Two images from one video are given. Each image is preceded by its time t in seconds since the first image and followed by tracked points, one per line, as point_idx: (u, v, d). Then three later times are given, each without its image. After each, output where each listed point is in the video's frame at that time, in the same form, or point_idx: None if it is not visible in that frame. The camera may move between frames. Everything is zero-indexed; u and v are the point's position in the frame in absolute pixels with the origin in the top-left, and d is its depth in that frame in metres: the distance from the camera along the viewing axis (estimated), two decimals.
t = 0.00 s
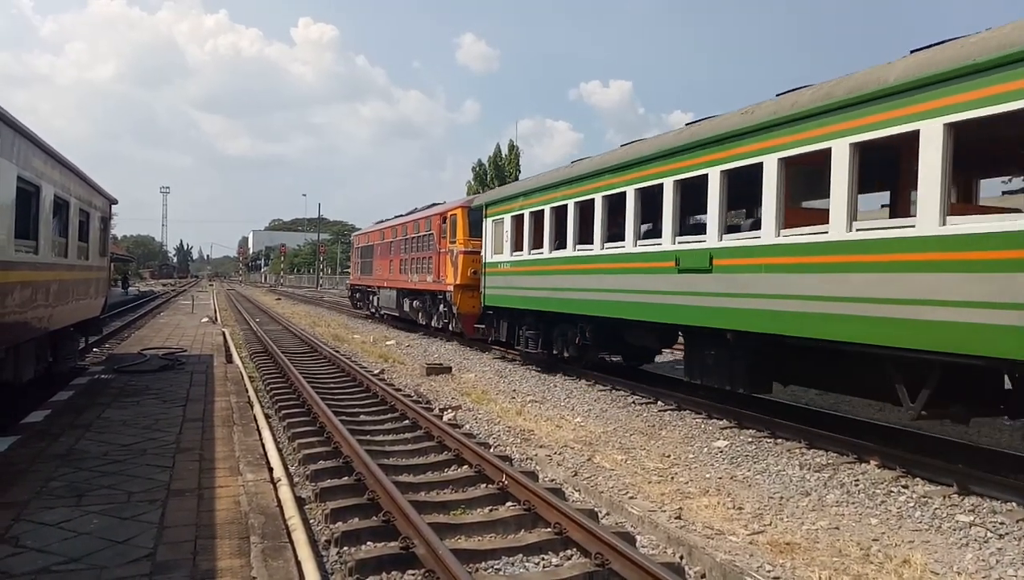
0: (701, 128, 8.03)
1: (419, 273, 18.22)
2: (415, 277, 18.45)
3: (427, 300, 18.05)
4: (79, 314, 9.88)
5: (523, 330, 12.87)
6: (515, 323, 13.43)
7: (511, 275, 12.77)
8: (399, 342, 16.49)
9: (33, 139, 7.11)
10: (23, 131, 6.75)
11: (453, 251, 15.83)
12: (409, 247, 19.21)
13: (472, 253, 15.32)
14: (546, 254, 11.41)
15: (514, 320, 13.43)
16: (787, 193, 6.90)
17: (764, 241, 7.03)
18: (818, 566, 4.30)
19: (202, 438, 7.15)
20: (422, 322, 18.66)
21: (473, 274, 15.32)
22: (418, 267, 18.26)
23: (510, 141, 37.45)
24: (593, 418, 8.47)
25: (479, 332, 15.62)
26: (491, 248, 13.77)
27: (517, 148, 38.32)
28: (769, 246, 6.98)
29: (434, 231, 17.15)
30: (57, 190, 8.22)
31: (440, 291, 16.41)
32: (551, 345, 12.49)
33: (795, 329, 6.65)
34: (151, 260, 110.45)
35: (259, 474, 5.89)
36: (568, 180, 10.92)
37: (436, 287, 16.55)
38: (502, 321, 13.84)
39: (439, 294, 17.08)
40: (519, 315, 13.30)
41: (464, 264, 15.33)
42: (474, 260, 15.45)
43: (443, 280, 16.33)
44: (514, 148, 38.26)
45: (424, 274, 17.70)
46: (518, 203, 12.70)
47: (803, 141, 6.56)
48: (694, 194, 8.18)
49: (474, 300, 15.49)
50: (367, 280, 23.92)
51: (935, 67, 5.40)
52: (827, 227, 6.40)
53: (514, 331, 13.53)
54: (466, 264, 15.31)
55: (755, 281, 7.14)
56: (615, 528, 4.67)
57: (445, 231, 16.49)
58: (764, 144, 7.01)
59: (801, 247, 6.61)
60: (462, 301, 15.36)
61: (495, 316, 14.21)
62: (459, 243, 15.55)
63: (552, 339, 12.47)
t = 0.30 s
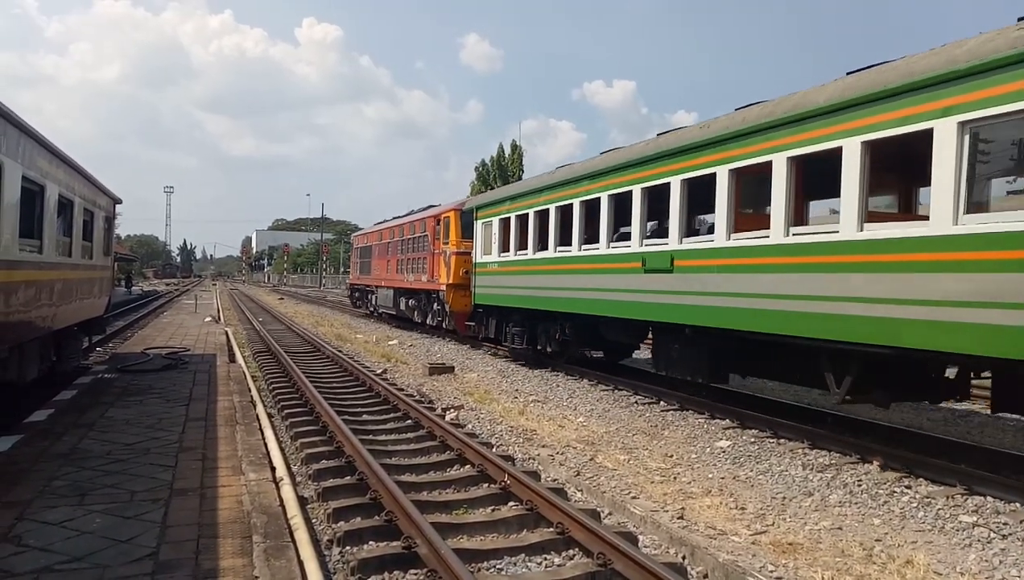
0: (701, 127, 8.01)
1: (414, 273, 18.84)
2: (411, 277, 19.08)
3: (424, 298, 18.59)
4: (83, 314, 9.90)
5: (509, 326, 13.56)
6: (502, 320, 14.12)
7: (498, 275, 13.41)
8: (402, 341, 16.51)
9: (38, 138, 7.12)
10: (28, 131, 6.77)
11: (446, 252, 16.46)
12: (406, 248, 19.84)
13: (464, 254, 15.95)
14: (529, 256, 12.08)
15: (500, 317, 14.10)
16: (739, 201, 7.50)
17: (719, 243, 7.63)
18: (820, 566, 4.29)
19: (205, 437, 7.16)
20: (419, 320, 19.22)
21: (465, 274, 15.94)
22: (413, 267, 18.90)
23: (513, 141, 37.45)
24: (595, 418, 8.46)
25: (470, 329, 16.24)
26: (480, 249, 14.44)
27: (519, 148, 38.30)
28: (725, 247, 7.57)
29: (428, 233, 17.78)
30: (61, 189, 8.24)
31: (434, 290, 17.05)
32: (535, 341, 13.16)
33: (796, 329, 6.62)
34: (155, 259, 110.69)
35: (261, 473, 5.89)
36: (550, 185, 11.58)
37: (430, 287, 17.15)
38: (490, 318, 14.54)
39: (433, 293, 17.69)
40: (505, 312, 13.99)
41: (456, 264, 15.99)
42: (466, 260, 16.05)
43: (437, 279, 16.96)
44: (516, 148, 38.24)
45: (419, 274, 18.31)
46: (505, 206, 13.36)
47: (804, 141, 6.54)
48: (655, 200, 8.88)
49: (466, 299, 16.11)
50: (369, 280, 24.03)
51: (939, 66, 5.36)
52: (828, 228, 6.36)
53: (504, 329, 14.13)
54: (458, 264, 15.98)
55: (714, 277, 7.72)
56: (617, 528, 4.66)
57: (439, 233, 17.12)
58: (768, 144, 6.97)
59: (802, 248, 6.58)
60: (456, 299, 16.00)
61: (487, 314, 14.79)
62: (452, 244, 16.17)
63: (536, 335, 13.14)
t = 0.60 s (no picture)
0: (705, 127, 7.97)
1: (407, 275, 19.30)
2: (403, 278, 19.55)
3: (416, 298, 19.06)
4: (83, 316, 9.90)
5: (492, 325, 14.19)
6: (486, 318, 14.74)
7: (483, 276, 14.01)
8: (401, 343, 16.51)
9: (37, 140, 7.12)
10: (28, 133, 6.77)
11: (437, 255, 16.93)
12: (400, 250, 20.24)
13: (454, 257, 16.43)
14: (508, 258, 12.82)
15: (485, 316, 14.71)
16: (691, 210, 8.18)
17: (673, 248, 8.32)
18: (820, 568, 4.29)
19: (204, 439, 7.15)
20: (410, 321, 19.72)
21: (455, 276, 16.42)
22: (405, 269, 19.39)
23: (512, 143, 37.41)
24: (595, 420, 8.47)
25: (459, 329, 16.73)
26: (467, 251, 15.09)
27: (519, 150, 38.22)
28: (679, 251, 8.25)
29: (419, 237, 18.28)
30: (61, 191, 8.24)
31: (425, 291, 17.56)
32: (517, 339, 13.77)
33: (798, 332, 6.58)
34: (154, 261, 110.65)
35: (261, 475, 5.89)
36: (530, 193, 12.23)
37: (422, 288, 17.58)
38: (475, 317, 15.18)
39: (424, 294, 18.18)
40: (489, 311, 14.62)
41: (446, 267, 16.51)
42: (456, 263, 16.52)
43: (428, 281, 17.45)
44: (515, 151, 38.14)
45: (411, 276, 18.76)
46: (489, 212, 14.01)
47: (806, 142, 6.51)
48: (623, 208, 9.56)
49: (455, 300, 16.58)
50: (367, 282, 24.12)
51: (947, 66, 5.30)
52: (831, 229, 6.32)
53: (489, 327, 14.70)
54: (448, 267, 16.50)
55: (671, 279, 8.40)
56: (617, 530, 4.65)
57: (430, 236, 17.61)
58: (769, 146, 6.94)
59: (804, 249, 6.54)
60: (445, 300, 16.48)
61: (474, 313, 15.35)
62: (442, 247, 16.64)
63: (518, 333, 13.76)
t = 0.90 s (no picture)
0: (707, 131, 7.93)
1: (399, 278, 19.77)
2: (396, 281, 20.02)
3: (409, 301, 19.52)
4: (81, 319, 9.90)
5: (478, 326, 14.89)
6: (472, 319, 15.43)
7: (470, 280, 14.69)
8: (400, 346, 16.52)
9: (35, 143, 7.10)
10: (26, 136, 6.77)
11: (427, 259, 17.44)
12: (393, 254, 20.63)
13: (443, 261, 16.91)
14: (490, 263, 13.53)
15: (471, 317, 15.41)
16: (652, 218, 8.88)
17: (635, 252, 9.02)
18: (819, 572, 4.29)
19: (202, 442, 7.15)
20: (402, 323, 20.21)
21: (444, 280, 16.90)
22: (398, 273, 19.92)
23: (510, 147, 37.47)
24: (594, 423, 8.46)
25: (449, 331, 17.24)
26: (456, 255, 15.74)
27: (517, 153, 38.26)
28: (639, 256, 8.95)
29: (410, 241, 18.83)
30: (59, 195, 8.25)
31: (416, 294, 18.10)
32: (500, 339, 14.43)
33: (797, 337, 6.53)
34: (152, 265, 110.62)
35: (259, 479, 5.88)
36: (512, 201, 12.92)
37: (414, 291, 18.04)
38: (462, 319, 15.87)
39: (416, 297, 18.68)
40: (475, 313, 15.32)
41: (436, 271, 17.07)
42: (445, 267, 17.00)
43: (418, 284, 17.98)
44: (513, 154, 38.20)
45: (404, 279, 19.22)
46: (483, 217, 14.31)
47: (799, 148, 6.56)
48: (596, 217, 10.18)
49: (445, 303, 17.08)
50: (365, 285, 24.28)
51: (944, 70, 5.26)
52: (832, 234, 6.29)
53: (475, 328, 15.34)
54: (437, 271, 17.04)
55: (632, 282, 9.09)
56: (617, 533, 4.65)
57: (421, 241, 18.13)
58: (768, 149, 6.92)
59: (805, 253, 6.51)
60: (435, 303, 16.99)
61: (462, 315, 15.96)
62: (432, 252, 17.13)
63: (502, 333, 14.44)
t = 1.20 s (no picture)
0: (703, 131, 7.89)
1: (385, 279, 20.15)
2: (382, 282, 20.42)
3: (394, 300, 19.86)
4: (73, 320, 9.86)
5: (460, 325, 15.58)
6: (455, 318, 16.11)
7: (452, 282, 15.35)
8: (393, 347, 16.53)
9: (27, 144, 7.08)
10: (18, 136, 6.73)
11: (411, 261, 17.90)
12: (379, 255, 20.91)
13: (428, 263, 17.38)
14: (473, 264, 14.22)
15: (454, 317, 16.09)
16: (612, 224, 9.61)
17: (596, 255, 9.75)
18: (812, 571, 4.30)
19: (195, 444, 7.13)
20: (390, 322, 20.42)
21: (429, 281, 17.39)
22: (383, 273, 20.35)
23: (503, 147, 37.49)
24: (587, 424, 8.47)
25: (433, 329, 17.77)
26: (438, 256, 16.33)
27: (509, 154, 38.28)
28: (602, 259, 9.64)
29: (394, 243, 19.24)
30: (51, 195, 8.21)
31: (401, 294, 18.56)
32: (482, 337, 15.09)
33: (801, 337, 6.41)
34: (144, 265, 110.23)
35: (252, 480, 5.86)
36: (490, 206, 13.53)
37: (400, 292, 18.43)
38: (445, 319, 16.55)
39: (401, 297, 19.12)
40: (457, 313, 15.99)
41: (420, 271, 17.50)
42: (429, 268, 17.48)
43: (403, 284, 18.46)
44: (506, 155, 38.21)
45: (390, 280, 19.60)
46: (477, 216, 14.32)
47: (792, 148, 6.55)
48: (565, 220, 10.84)
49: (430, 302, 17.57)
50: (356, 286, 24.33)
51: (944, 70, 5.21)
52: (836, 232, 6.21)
53: (457, 327, 16.02)
54: (422, 272, 17.48)
55: (598, 283, 9.75)
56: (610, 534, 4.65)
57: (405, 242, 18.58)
58: (765, 149, 6.88)
59: (799, 254, 6.50)
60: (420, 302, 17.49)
61: (446, 314, 16.63)
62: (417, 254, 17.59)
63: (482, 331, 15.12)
